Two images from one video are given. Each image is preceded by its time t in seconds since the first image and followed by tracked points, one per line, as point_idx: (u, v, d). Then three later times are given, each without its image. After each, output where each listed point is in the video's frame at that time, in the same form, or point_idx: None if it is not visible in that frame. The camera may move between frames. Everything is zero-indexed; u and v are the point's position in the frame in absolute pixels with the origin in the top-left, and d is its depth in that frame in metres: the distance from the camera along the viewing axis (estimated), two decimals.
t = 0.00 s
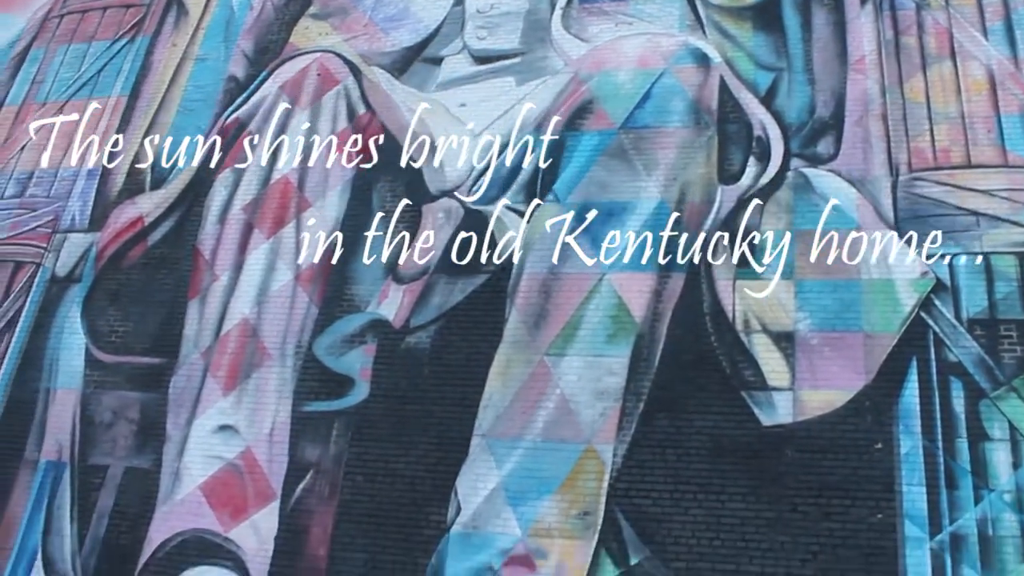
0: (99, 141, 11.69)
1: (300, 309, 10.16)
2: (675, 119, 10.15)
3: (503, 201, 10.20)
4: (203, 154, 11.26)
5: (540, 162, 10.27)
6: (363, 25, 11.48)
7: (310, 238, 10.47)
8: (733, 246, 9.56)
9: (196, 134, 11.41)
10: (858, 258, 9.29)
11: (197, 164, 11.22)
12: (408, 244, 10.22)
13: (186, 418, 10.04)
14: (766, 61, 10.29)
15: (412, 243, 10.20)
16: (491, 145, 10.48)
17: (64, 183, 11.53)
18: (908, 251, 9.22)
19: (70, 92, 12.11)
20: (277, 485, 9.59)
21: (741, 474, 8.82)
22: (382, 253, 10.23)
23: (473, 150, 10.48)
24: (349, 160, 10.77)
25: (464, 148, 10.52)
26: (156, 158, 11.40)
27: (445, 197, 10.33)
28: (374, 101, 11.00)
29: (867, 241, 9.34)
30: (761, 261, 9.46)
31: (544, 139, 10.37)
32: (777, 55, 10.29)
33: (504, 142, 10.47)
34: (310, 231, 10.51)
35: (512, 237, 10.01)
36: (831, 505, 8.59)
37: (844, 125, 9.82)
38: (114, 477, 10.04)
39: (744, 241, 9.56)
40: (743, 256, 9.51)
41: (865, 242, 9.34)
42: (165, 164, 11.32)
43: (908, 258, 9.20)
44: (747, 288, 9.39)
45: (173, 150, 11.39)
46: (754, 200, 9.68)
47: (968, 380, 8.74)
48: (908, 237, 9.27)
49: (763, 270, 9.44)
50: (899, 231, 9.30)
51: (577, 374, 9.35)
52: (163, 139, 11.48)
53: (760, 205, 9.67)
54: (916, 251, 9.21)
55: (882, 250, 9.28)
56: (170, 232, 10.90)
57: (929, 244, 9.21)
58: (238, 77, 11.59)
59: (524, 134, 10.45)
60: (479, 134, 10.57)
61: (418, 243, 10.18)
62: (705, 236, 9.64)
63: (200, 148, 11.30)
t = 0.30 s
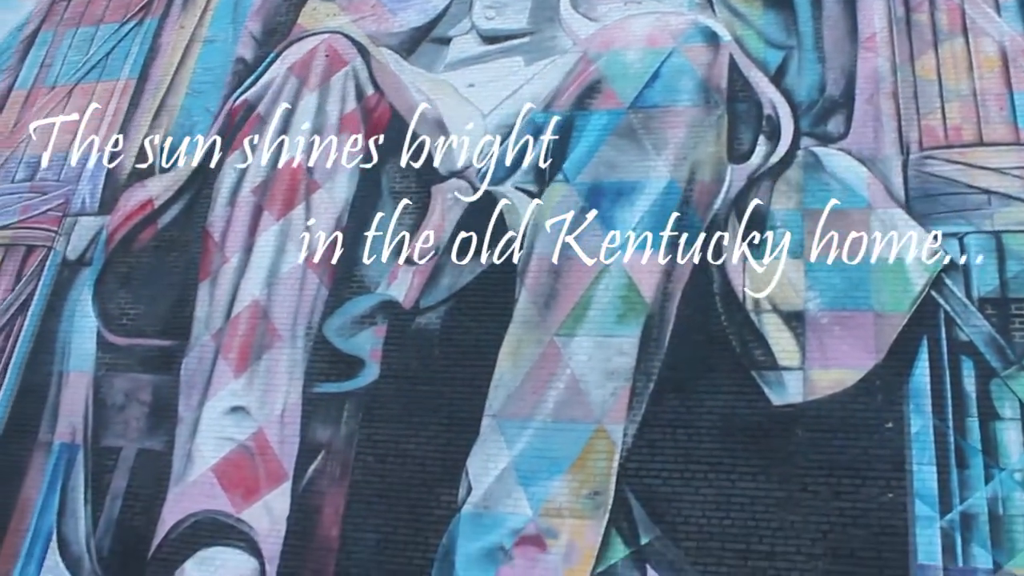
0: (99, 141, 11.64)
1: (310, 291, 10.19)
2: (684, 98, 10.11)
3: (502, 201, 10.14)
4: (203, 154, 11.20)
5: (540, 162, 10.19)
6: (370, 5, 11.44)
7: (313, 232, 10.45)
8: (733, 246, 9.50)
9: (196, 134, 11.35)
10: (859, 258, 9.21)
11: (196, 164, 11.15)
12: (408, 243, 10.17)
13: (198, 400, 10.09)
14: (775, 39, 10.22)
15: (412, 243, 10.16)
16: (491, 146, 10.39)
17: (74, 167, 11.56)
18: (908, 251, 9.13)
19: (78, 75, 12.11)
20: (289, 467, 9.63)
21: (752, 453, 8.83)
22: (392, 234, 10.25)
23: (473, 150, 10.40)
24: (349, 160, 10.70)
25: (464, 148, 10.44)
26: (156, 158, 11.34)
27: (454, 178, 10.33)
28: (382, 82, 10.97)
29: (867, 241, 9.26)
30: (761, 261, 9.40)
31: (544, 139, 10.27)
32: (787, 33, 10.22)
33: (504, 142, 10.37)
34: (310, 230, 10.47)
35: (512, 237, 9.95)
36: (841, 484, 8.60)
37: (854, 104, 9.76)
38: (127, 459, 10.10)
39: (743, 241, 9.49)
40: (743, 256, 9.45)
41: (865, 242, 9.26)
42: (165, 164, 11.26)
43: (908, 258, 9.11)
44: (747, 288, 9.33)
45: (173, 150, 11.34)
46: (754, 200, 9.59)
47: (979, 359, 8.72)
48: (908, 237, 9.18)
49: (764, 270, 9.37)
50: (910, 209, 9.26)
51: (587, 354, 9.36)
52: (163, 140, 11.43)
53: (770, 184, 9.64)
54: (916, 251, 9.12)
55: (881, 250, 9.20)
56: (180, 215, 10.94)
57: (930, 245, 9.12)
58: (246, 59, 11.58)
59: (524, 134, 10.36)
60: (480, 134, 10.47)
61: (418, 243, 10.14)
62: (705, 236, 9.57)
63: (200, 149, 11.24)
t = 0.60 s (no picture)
0: (99, 141, 11.58)
1: (318, 274, 10.21)
2: (692, 78, 10.08)
3: (503, 201, 10.07)
4: (202, 154, 11.13)
5: (540, 162, 10.13)
6: None
7: (320, 216, 10.47)
8: (733, 246, 9.42)
9: (197, 134, 11.28)
10: (859, 259, 9.14)
11: (196, 164, 11.10)
12: (408, 244, 10.12)
13: (206, 383, 10.12)
14: (784, 18, 10.15)
15: (413, 243, 10.11)
16: (491, 147, 10.31)
17: (82, 150, 11.58)
18: (908, 251, 9.05)
19: (85, 59, 12.10)
20: (298, 449, 9.66)
21: (760, 434, 8.82)
22: (399, 216, 10.26)
23: (473, 150, 10.34)
24: (349, 160, 10.63)
25: (465, 150, 10.37)
26: (156, 158, 11.28)
27: (462, 159, 10.33)
28: (389, 63, 10.95)
29: (868, 241, 9.18)
30: (761, 262, 9.32)
31: (543, 139, 10.20)
32: (796, 12, 10.15)
33: (503, 142, 10.30)
34: (310, 230, 10.42)
35: (513, 236, 9.90)
36: (850, 465, 8.59)
37: (864, 83, 9.71)
38: (137, 442, 10.15)
39: (743, 241, 9.42)
40: (743, 256, 9.37)
41: (865, 243, 9.18)
42: (165, 163, 11.20)
43: (908, 258, 9.04)
44: (747, 288, 9.27)
45: (173, 150, 11.27)
46: (755, 200, 9.50)
47: (989, 339, 8.69)
48: (908, 237, 9.10)
49: (763, 270, 9.29)
50: (919, 189, 9.22)
51: (595, 335, 9.36)
52: (163, 139, 11.36)
53: (778, 164, 9.59)
54: (916, 251, 9.05)
55: (881, 251, 9.12)
56: (188, 198, 10.95)
57: (930, 244, 9.04)
58: (252, 41, 11.56)
59: (523, 135, 10.27)
60: (479, 134, 10.40)
61: (419, 243, 10.09)
62: (705, 236, 9.50)
63: (200, 148, 11.17)
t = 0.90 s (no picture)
0: (100, 141, 11.52)
1: (324, 257, 10.23)
2: (698, 59, 10.05)
3: (503, 201, 10.00)
4: (202, 155, 11.07)
5: (540, 161, 10.05)
6: None
7: (326, 199, 10.48)
8: (733, 245, 9.34)
9: (196, 134, 11.20)
10: (863, 247, 9.09)
11: (196, 165, 11.05)
12: (408, 244, 10.06)
13: (213, 367, 10.14)
14: None
15: (412, 243, 10.05)
16: (491, 147, 10.23)
17: (86, 134, 11.58)
18: (908, 251, 8.97)
19: (89, 42, 12.08)
20: (304, 432, 9.68)
21: (766, 415, 8.81)
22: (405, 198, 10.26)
23: (473, 150, 10.26)
24: (349, 160, 10.59)
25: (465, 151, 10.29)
26: (156, 158, 11.23)
27: (467, 141, 10.33)
28: (394, 45, 10.92)
29: (868, 241, 9.11)
30: (761, 262, 9.24)
31: (544, 139, 10.11)
32: None
33: (503, 142, 10.22)
34: (310, 230, 10.38)
35: (513, 236, 9.85)
36: (855, 446, 8.58)
37: (871, 63, 9.65)
38: (144, 426, 10.17)
39: (743, 241, 9.34)
40: (743, 256, 9.30)
41: (865, 243, 9.10)
42: (165, 163, 11.15)
43: (909, 258, 8.96)
44: (747, 288, 9.20)
45: (174, 150, 11.20)
46: (755, 200, 9.41)
47: (996, 320, 8.66)
48: (908, 237, 9.03)
49: (764, 270, 9.22)
50: (927, 169, 9.17)
51: (601, 317, 9.37)
52: (163, 139, 11.28)
53: (785, 145, 9.55)
54: (924, 232, 9.01)
55: (882, 251, 9.05)
56: (193, 182, 10.98)
57: (930, 244, 8.96)
58: (257, 24, 11.54)
59: (523, 134, 10.19)
60: (479, 133, 10.31)
61: (418, 243, 10.03)
62: (705, 236, 9.42)
63: (200, 149, 11.11)
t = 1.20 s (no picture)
0: (99, 140, 11.45)
1: (328, 240, 10.25)
2: (702, 40, 10.02)
3: (503, 200, 9.95)
4: (203, 155, 11.03)
5: (540, 161, 9.98)
6: None
7: (330, 182, 10.48)
8: (733, 245, 9.29)
9: (196, 134, 11.15)
10: (868, 229, 9.07)
11: (196, 165, 11.01)
12: (408, 245, 10.02)
13: (217, 350, 10.15)
14: None
15: (412, 244, 10.01)
16: (491, 147, 10.17)
17: (89, 119, 11.58)
18: (908, 252, 8.92)
19: (91, 26, 12.05)
20: (309, 416, 9.70)
21: (770, 397, 8.81)
22: (409, 181, 10.27)
23: (473, 151, 10.20)
24: (349, 160, 10.52)
25: (465, 153, 10.21)
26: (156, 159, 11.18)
27: (471, 124, 10.32)
28: (398, 28, 10.90)
29: (868, 241, 9.04)
30: (762, 262, 9.19)
31: (544, 139, 10.04)
32: None
33: (503, 143, 10.15)
34: (310, 230, 10.33)
35: (513, 236, 9.80)
36: (860, 428, 8.57)
37: (876, 43, 9.61)
38: (149, 410, 10.19)
39: (744, 241, 9.29)
40: (743, 256, 9.25)
41: (865, 243, 9.04)
42: (165, 164, 11.11)
43: (909, 258, 8.90)
44: (747, 288, 9.15)
45: (174, 150, 11.16)
46: (755, 200, 9.36)
47: (1001, 302, 8.64)
48: (908, 237, 8.97)
49: (764, 270, 9.16)
50: (932, 151, 9.13)
51: (605, 299, 9.37)
52: (163, 140, 11.23)
53: (789, 126, 9.52)
54: (929, 213, 8.98)
55: (881, 251, 8.98)
56: (197, 165, 11.00)
57: (930, 244, 8.90)
58: (260, 7, 11.52)
59: (523, 134, 10.12)
60: (479, 134, 10.25)
61: (418, 243, 10.00)
62: (705, 236, 9.37)
63: (200, 150, 11.06)
